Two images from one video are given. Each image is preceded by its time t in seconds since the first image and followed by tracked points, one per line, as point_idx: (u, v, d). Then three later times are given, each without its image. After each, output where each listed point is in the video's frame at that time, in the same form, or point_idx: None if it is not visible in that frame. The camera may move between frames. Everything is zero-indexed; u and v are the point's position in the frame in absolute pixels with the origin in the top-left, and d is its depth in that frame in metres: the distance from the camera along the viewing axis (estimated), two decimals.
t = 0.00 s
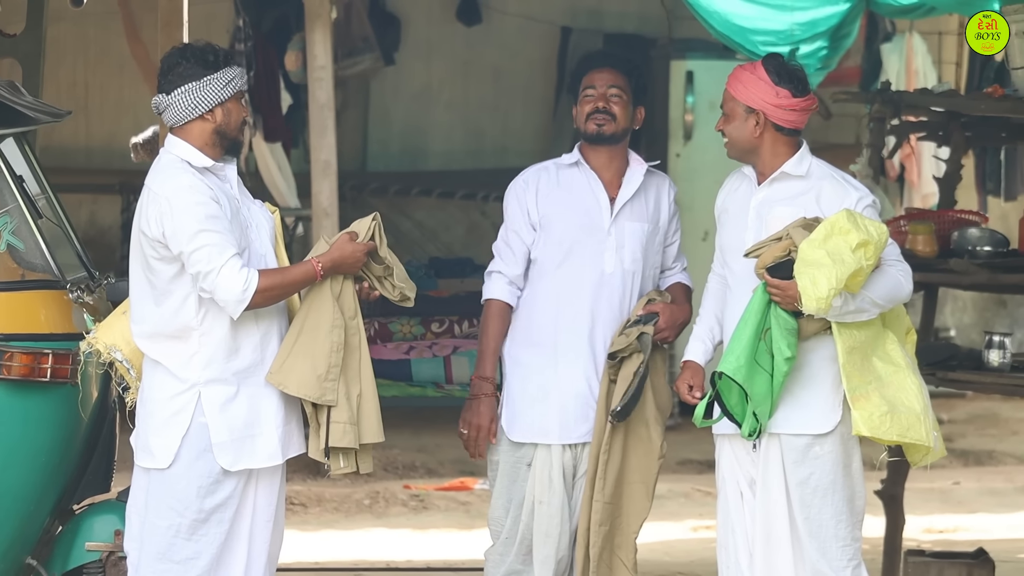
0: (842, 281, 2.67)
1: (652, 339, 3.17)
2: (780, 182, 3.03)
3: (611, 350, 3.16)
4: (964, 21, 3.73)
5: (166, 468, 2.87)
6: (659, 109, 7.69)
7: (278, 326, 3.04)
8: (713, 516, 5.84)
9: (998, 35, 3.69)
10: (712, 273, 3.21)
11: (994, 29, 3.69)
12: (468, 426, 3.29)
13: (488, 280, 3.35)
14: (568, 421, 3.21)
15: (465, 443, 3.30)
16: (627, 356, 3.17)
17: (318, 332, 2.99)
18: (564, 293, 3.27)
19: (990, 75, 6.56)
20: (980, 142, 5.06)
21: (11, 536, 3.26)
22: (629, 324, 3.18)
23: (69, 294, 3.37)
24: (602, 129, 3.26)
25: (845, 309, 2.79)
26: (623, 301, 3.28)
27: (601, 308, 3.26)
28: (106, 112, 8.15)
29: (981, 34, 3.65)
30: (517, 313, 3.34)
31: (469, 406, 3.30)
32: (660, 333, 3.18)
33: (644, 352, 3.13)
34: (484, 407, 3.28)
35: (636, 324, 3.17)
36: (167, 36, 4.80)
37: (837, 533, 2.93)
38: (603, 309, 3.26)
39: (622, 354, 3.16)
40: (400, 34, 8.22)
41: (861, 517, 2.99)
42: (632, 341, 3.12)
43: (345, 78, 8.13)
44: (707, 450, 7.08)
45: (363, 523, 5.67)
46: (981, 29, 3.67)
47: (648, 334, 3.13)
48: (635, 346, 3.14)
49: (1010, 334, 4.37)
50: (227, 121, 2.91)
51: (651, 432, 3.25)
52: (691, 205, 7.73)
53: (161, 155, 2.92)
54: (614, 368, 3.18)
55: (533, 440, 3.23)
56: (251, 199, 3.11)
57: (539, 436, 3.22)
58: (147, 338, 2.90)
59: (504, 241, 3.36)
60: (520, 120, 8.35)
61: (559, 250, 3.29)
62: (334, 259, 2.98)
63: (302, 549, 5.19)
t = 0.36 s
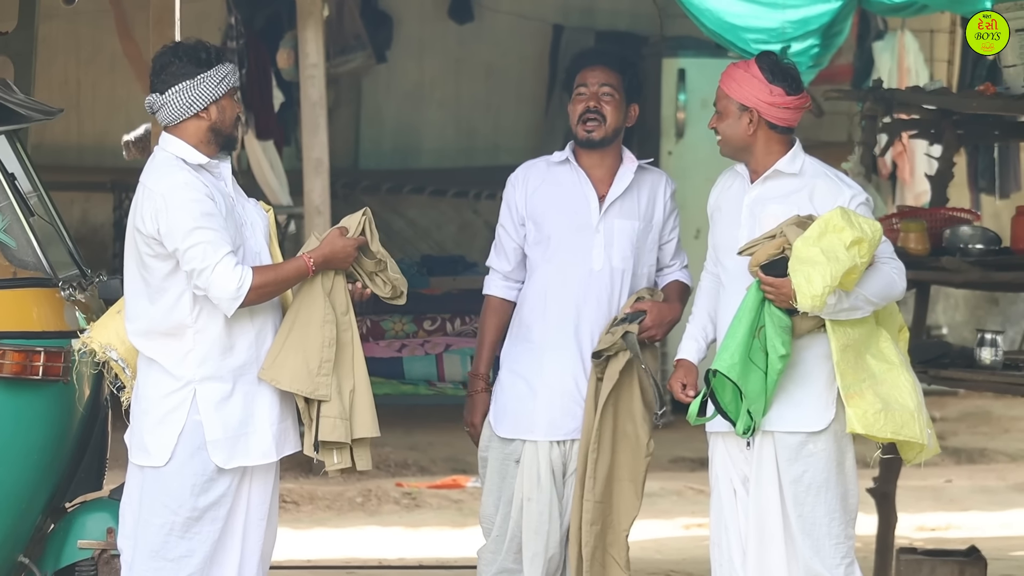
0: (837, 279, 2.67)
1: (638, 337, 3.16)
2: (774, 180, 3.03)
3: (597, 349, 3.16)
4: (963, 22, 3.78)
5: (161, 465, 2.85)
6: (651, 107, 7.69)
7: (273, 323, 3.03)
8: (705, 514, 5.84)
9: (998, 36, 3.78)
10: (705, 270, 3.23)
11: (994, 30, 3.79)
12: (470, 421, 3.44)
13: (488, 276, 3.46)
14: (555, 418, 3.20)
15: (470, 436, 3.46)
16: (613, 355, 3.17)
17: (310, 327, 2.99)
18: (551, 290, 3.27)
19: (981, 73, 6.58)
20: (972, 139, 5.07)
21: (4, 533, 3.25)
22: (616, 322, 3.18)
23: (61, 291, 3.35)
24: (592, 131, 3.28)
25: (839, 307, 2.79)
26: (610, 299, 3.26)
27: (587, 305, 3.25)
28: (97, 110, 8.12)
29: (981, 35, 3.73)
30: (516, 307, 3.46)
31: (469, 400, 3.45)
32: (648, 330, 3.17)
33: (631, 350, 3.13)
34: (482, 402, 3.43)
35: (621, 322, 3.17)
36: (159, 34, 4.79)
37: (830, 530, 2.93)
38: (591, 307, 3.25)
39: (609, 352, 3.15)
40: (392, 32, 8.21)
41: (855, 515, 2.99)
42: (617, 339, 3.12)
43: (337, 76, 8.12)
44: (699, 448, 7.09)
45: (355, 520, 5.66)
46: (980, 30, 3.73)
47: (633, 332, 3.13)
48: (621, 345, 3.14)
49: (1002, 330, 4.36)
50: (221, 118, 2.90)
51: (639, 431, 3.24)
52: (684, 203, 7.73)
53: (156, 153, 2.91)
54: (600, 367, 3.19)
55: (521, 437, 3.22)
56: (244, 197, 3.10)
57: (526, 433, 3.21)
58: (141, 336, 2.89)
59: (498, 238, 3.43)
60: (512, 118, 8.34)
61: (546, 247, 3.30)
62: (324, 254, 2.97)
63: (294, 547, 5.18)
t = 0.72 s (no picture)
0: (842, 278, 2.68)
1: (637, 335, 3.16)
2: (778, 180, 3.03)
3: (596, 345, 3.15)
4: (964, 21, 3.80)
5: (166, 464, 2.85)
6: (654, 107, 7.69)
7: (278, 321, 3.03)
8: (708, 514, 5.85)
9: (999, 35, 3.80)
10: (710, 271, 3.22)
11: (995, 29, 3.80)
12: (466, 416, 3.39)
13: (488, 274, 3.44)
14: (556, 417, 3.21)
15: (465, 432, 3.39)
16: (612, 351, 3.16)
17: (314, 327, 2.99)
18: (552, 288, 3.28)
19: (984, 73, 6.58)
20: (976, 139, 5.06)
21: (7, 533, 3.25)
22: (616, 320, 3.18)
23: (64, 291, 3.35)
24: (597, 129, 3.28)
25: (844, 306, 2.79)
26: (612, 299, 3.26)
27: (588, 305, 3.26)
28: (100, 110, 8.13)
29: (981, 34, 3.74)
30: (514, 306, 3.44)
31: (466, 397, 3.41)
32: (649, 330, 3.19)
33: (629, 347, 3.12)
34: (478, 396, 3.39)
35: (621, 320, 3.16)
36: (162, 34, 4.80)
37: (834, 530, 2.93)
38: (593, 306, 3.26)
39: (608, 348, 3.14)
40: (395, 32, 8.20)
41: (859, 515, 2.99)
42: (615, 336, 3.11)
43: (340, 76, 8.12)
44: (701, 448, 7.10)
45: (358, 521, 5.66)
46: (981, 30, 3.75)
47: (632, 329, 3.12)
48: (620, 341, 3.13)
49: (1005, 330, 4.35)
50: (228, 118, 2.91)
51: (642, 431, 3.24)
52: (686, 203, 7.74)
53: (162, 152, 2.92)
54: (601, 364, 3.17)
55: (522, 436, 3.23)
56: (250, 198, 3.10)
57: (529, 432, 3.22)
58: (146, 334, 2.89)
59: (500, 237, 3.43)
60: (515, 118, 8.34)
61: (548, 245, 3.30)
62: (325, 253, 2.97)
63: (297, 547, 5.18)
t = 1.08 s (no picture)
0: (843, 279, 2.68)
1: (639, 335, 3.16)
2: (779, 180, 3.03)
3: (598, 345, 3.16)
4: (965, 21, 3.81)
5: (168, 463, 2.86)
6: (654, 106, 7.69)
7: (280, 319, 3.03)
8: (708, 514, 5.84)
9: (998, 35, 3.80)
10: (711, 271, 3.22)
11: (994, 30, 3.81)
12: (477, 415, 3.35)
13: (487, 275, 3.43)
14: (558, 416, 3.21)
15: (476, 431, 3.35)
16: (615, 352, 3.17)
17: (314, 326, 2.99)
18: (553, 287, 3.27)
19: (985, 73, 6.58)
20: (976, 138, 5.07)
21: (7, 533, 3.25)
22: (618, 319, 3.18)
23: (65, 290, 3.35)
24: (596, 130, 3.28)
25: (845, 306, 2.79)
26: (612, 298, 3.27)
27: (588, 304, 3.26)
28: (100, 109, 8.13)
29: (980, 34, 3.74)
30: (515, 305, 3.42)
31: (474, 396, 3.37)
32: (653, 330, 3.19)
33: (632, 347, 3.13)
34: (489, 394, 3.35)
35: (623, 320, 3.17)
36: (162, 33, 4.79)
37: (834, 530, 2.93)
38: (593, 305, 3.26)
39: (610, 349, 3.15)
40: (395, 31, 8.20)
41: (859, 514, 2.99)
42: (618, 336, 3.12)
43: (340, 75, 8.12)
44: (701, 448, 7.09)
45: (358, 520, 5.66)
46: (980, 30, 3.75)
47: (635, 329, 3.12)
48: (622, 342, 3.14)
49: (1006, 330, 4.35)
50: (230, 117, 2.91)
51: (642, 430, 3.25)
52: (686, 202, 7.74)
53: (165, 151, 2.92)
54: (603, 364, 3.18)
55: (524, 436, 3.22)
56: (252, 197, 3.10)
57: (531, 433, 3.21)
58: (147, 333, 2.89)
59: (499, 237, 3.42)
60: (515, 118, 8.34)
61: (547, 244, 3.30)
62: (327, 252, 2.98)
63: (297, 546, 5.18)
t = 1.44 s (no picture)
0: (834, 279, 2.68)
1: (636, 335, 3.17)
2: (785, 177, 3.03)
3: (596, 347, 3.16)
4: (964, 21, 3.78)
5: (168, 464, 2.86)
6: (652, 107, 7.70)
7: (280, 321, 3.03)
8: (706, 515, 5.84)
9: (998, 35, 3.76)
10: (692, 263, 3.24)
11: (994, 30, 3.76)
12: (476, 419, 3.33)
13: (484, 279, 3.41)
14: (558, 418, 3.21)
15: (475, 436, 3.33)
16: (611, 353, 3.17)
17: (313, 327, 2.99)
18: (552, 289, 3.27)
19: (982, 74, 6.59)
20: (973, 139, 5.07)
21: (5, 535, 3.25)
22: (615, 321, 3.20)
23: (63, 292, 3.35)
24: (602, 138, 3.27)
25: (839, 307, 2.79)
26: (610, 299, 3.27)
27: (586, 305, 3.26)
28: (99, 111, 8.12)
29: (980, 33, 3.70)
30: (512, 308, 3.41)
31: (473, 401, 3.35)
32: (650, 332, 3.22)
33: (629, 348, 3.13)
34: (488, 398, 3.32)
35: (620, 321, 3.18)
36: (161, 35, 4.76)
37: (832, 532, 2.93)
38: (592, 307, 3.26)
39: (608, 350, 3.15)
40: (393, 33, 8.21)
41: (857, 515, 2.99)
42: (615, 337, 3.13)
43: (338, 77, 8.12)
44: (700, 449, 7.09)
45: (356, 522, 5.66)
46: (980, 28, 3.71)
47: (631, 329, 3.13)
48: (619, 342, 3.14)
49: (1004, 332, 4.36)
50: (231, 119, 2.91)
51: (640, 431, 3.25)
52: (684, 204, 7.76)
53: (165, 153, 2.92)
54: (601, 365, 3.18)
55: (524, 438, 3.22)
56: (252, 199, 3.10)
57: (531, 435, 3.21)
58: (146, 333, 2.89)
59: (495, 240, 3.41)
60: (513, 119, 8.34)
61: (545, 246, 3.29)
62: (325, 253, 2.98)
63: (296, 548, 5.18)
